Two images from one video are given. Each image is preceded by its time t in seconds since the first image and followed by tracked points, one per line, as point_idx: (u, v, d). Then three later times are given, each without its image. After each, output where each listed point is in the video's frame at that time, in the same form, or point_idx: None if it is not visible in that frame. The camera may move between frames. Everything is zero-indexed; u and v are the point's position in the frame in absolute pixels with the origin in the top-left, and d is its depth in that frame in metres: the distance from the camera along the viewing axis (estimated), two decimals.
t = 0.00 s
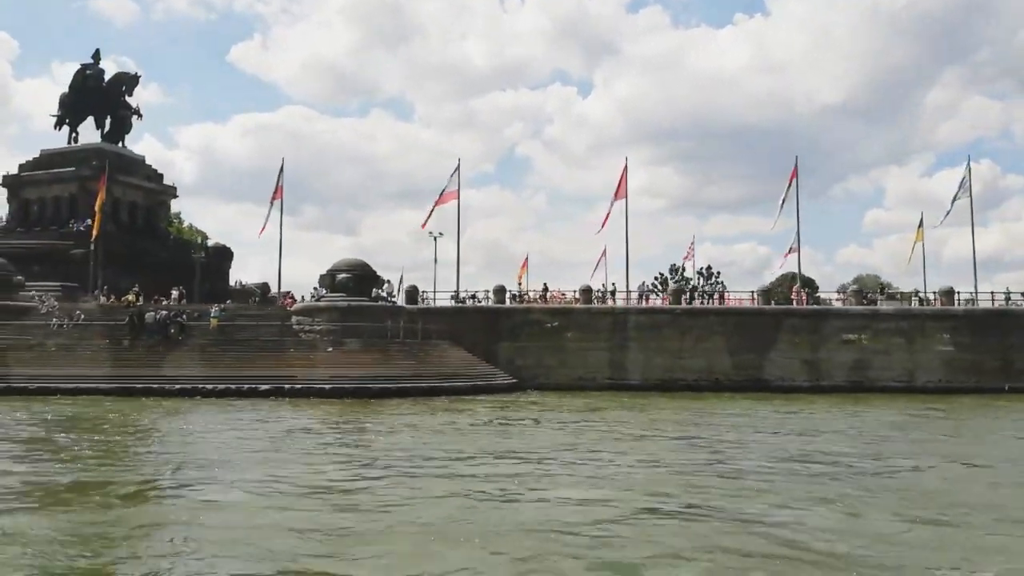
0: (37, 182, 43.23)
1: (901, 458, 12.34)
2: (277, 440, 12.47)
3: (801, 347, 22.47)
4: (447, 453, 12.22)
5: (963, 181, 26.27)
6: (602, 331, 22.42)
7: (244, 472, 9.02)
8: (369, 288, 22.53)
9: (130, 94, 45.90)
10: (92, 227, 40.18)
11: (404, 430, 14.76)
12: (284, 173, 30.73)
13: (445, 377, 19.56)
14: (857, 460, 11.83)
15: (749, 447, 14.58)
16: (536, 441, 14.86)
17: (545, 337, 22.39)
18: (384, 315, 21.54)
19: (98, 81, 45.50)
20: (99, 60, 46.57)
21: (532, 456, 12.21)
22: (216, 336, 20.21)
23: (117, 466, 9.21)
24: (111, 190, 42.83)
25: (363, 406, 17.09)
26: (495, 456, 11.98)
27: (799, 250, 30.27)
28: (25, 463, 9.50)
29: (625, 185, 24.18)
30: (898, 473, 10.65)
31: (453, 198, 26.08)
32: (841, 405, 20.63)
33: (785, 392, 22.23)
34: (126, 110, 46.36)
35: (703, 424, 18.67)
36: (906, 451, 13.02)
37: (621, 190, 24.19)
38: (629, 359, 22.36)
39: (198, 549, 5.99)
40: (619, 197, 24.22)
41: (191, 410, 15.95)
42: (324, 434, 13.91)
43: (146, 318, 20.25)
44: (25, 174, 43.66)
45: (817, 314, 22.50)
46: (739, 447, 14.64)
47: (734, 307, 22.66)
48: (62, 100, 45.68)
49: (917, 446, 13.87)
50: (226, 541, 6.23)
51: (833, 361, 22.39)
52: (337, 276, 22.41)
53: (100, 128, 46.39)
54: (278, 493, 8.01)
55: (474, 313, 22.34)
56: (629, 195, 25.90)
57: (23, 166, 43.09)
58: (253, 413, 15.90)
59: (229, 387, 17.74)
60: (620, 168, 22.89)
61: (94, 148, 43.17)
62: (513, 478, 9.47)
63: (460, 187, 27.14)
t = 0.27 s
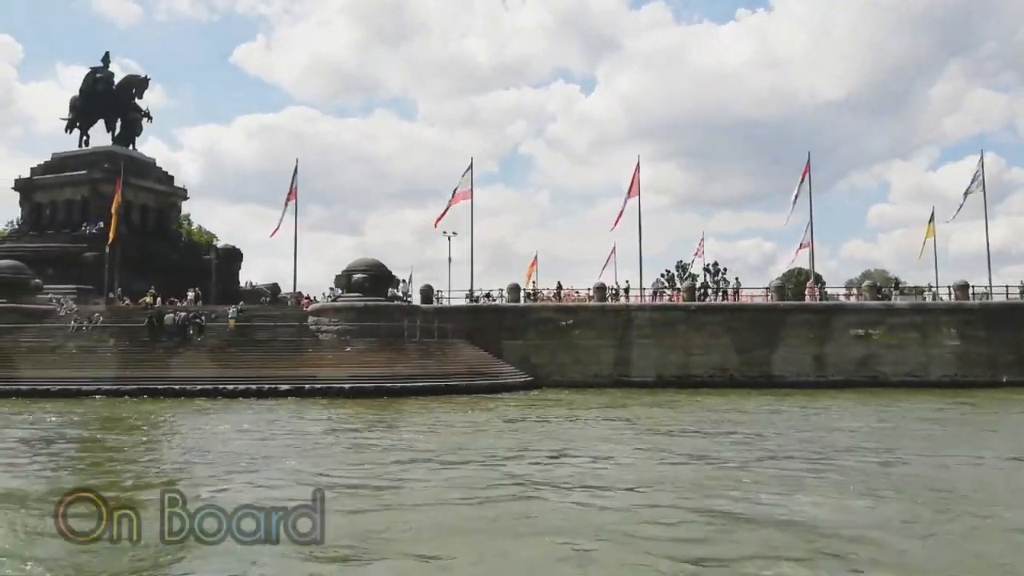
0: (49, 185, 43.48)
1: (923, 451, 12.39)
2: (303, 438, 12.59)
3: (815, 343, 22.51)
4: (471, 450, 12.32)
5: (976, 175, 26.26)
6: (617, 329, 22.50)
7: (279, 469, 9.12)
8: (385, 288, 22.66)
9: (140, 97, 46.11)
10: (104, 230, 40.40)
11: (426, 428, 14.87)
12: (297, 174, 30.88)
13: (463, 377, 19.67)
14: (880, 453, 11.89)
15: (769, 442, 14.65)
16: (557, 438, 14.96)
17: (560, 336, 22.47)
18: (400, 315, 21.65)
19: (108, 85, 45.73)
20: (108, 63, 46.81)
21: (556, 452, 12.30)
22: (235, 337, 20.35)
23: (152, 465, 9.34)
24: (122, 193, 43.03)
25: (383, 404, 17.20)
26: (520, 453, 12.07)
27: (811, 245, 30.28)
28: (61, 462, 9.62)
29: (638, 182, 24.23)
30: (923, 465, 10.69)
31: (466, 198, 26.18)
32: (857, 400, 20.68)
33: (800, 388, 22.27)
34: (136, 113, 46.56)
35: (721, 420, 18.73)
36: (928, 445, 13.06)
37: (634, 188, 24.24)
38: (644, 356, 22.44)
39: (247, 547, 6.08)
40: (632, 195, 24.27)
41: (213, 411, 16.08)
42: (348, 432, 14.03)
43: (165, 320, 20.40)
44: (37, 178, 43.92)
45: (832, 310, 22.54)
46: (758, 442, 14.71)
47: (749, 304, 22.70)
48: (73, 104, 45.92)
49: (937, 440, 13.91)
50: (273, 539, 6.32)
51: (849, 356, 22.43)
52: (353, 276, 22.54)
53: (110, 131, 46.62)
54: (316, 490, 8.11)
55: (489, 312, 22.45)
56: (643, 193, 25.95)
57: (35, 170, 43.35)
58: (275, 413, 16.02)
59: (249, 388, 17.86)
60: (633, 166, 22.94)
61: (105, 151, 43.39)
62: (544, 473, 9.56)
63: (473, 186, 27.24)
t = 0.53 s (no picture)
0: (62, 189, 43.74)
1: (948, 452, 12.37)
2: (329, 440, 12.66)
3: (831, 345, 22.50)
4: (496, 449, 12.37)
5: (991, 177, 26.23)
6: (632, 331, 22.53)
7: (314, 468, 9.19)
8: (401, 290, 22.75)
9: (152, 101, 46.39)
10: (118, 234, 40.61)
11: (448, 428, 14.93)
12: (310, 178, 31.03)
13: (481, 379, 19.73)
14: (904, 453, 11.89)
15: (792, 444, 14.64)
16: (578, 438, 14.97)
17: (576, 338, 22.52)
18: (417, 317, 21.73)
19: (121, 89, 46.04)
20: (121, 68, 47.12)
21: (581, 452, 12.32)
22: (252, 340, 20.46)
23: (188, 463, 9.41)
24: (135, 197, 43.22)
25: (403, 406, 17.26)
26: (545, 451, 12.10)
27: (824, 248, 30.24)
28: (93, 460, 9.70)
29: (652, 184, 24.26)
30: (950, 463, 10.68)
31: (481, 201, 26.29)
32: (875, 402, 20.63)
33: (817, 390, 22.26)
34: (148, 117, 46.81)
35: (738, 422, 18.74)
36: (953, 446, 13.02)
37: (649, 190, 24.27)
38: (660, 358, 22.47)
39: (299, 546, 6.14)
40: (647, 198, 24.30)
41: (234, 412, 16.17)
42: (371, 432, 14.09)
43: (184, 323, 20.55)
44: (51, 182, 44.19)
45: (848, 313, 22.54)
46: (782, 443, 14.71)
47: (765, 306, 22.71)
48: (86, 108, 46.19)
49: (960, 441, 13.89)
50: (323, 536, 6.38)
51: (865, 358, 22.41)
52: (369, 279, 22.65)
53: (123, 136, 46.89)
54: (356, 489, 8.17)
55: (505, 314, 22.52)
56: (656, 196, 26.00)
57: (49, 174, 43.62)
58: (296, 414, 16.10)
59: (270, 390, 17.96)
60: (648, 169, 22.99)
61: (118, 155, 43.62)
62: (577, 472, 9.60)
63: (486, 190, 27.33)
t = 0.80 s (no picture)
0: (90, 193, 44.35)
1: (989, 452, 12.27)
2: (367, 440, 12.78)
3: (861, 345, 22.35)
4: (533, 449, 12.43)
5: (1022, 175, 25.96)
6: (659, 331, 22.51)
7: (358, 468, 9.29)
8: (429, 292, 22.89)
9: (177, 106, 46.96)
10: (145, 237, 41.13)
11: (481, 428, 15.01)
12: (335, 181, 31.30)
13: (510, 380, 19.80)
14: (944, 453, 11.81)
15: (827, 444, 14.58)
16: (611, 438, 14.99)
17: (603, 339, 22.53)
18: (444, 318, 21.85)
19: (146, 94, 46.67)
20: (146, 73, 47.76)
21: (617, 452, 12.35)
22: (283, 342, 20.67)
23: (234, 463, 9.55)
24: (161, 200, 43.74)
25: (434, 407, 17.37)
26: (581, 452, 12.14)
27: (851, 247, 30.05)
28: (141, 460, 9.88)
29: (678, 185, 24.23)
30: (993, 464, 10.60)
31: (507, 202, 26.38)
32: (907, 402, 20.47)
33: (847, 390, 22.12)
34: (173, 121, 47.35)
35: (769, 423, 18.67)
36: (993, 447, 12.91)
37: (675, 190, 24.23)
38: (687, 359, 22.44)
39: (356, 542, 6.22)
40: (673, 198, 24.27)
41: (269, 414, 16.36)
42: (406, 432, 14.20)
43: (216, 325, 20.81)
44: (78, 186, 44.83)
45: (878, 312, 22.38)
46: (816, 444, 14.65)
47: (794, 306, 22.60)
48: (112, 114, 46.82)
49: (1000, 442, 13.75)
50: (378, 535, 6.45)
51: (896, 358, 22.24)
52: (397, 281, 22.81)
53: (149, 140, 47.50)
54: (405, 488, 8.24)
55: (532, 315, 22.58)
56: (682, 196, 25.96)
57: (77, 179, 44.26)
58: (329, 415, 16.25)
59: (302, 391, 18.14)
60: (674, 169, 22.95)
61: (144, 159, 44.16)
62: (619, 471, 9.62)
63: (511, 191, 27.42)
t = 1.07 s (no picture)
0: (116, 196, 44.92)
1: None
2: (402, 437, 12.87)
3: (891, 341, 22.17)
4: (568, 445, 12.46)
5: None
6: (687, 328, 22.45)
7: (400, 465, 9.36)
8: (456, 291, 22.99)
9: (200, 108, 47.46)
10: (171, 239, 41.61)
11: (512, 425, 15.06)
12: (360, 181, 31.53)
13: (539, 378, 19.82)
14: (985, 449, 11.70)
15: (862, 440, 14.49)
16: (644, 435, 14.99)
17: (631, 336, 22.51)
18: (472, 317, 21.94)
19: (170, 97, 47.20)
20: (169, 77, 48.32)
21: (653, 450, 12.34)
22: (313, 341, 20.85)
23: (278, 462, 9.67)
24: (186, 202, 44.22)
25: (465, 405, 17.46)
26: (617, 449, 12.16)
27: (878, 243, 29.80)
28: (188, 459, 10.03)
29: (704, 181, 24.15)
30: None
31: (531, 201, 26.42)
32: (940, 398, 20.27)
33: (878, 386, 21.94)
34: (196, 124, 47.85)
35: (800, 419, 18.56)
36: None
37: (701, 187, 24.15)
38: (715, 356, 22.37)
39: (402, 530, 6.22)
40: (699, 195, 24.20)
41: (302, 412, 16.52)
42: (440, 430, 14.28)
43: (247, 325, 21.05)
44: (105, 189, 45.41)
45: (908, 308, 22.19)
46: (851, 440, 14.56)
47: (822, 302, 22.46)
48: (137, 117, 47.38)
49: None
50: (422, 524, 6.45)
51: (927, 354, 22.03)
52: (424, 280, 22.93)
53: (173, 143, 48.04)
54: (448, 482, 8.27)
55: (558, 313, 22.61)
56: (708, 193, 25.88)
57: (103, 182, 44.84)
58: (362, 414, 16.38)
59: (334, 390, 18.30)
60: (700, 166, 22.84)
61: (169, 162, 44.66)
62: (658, 467, 9.60)
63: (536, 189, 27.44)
